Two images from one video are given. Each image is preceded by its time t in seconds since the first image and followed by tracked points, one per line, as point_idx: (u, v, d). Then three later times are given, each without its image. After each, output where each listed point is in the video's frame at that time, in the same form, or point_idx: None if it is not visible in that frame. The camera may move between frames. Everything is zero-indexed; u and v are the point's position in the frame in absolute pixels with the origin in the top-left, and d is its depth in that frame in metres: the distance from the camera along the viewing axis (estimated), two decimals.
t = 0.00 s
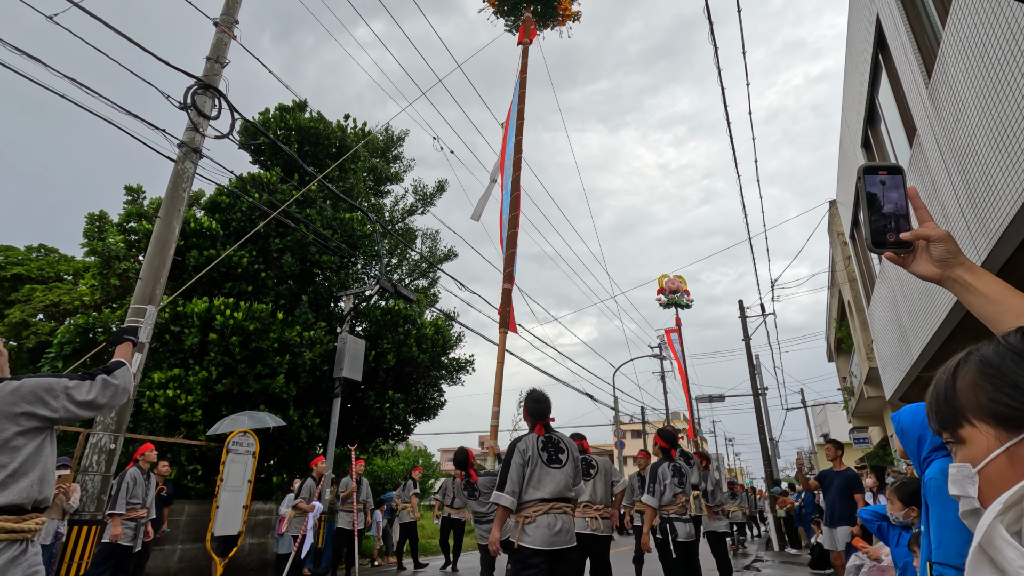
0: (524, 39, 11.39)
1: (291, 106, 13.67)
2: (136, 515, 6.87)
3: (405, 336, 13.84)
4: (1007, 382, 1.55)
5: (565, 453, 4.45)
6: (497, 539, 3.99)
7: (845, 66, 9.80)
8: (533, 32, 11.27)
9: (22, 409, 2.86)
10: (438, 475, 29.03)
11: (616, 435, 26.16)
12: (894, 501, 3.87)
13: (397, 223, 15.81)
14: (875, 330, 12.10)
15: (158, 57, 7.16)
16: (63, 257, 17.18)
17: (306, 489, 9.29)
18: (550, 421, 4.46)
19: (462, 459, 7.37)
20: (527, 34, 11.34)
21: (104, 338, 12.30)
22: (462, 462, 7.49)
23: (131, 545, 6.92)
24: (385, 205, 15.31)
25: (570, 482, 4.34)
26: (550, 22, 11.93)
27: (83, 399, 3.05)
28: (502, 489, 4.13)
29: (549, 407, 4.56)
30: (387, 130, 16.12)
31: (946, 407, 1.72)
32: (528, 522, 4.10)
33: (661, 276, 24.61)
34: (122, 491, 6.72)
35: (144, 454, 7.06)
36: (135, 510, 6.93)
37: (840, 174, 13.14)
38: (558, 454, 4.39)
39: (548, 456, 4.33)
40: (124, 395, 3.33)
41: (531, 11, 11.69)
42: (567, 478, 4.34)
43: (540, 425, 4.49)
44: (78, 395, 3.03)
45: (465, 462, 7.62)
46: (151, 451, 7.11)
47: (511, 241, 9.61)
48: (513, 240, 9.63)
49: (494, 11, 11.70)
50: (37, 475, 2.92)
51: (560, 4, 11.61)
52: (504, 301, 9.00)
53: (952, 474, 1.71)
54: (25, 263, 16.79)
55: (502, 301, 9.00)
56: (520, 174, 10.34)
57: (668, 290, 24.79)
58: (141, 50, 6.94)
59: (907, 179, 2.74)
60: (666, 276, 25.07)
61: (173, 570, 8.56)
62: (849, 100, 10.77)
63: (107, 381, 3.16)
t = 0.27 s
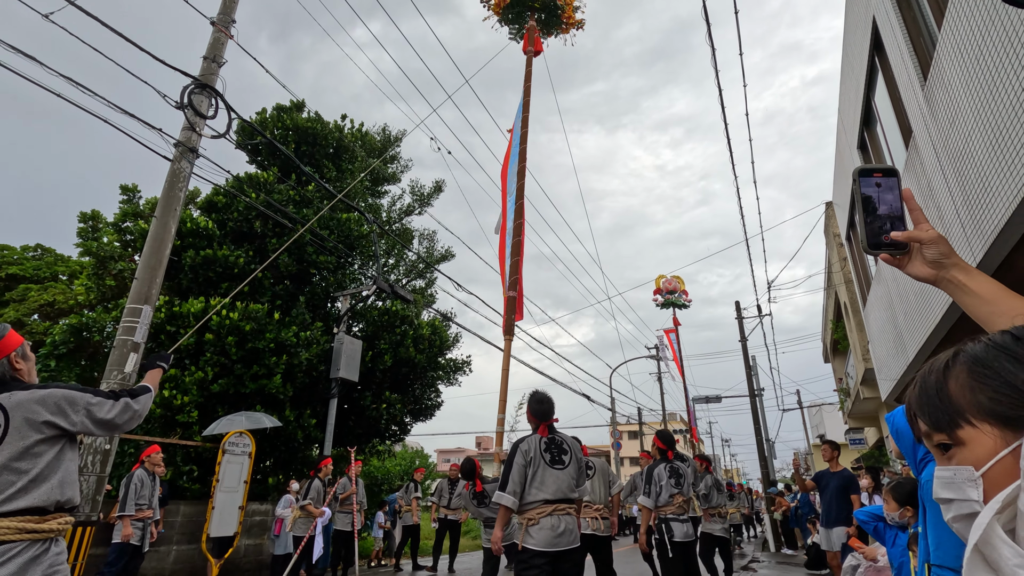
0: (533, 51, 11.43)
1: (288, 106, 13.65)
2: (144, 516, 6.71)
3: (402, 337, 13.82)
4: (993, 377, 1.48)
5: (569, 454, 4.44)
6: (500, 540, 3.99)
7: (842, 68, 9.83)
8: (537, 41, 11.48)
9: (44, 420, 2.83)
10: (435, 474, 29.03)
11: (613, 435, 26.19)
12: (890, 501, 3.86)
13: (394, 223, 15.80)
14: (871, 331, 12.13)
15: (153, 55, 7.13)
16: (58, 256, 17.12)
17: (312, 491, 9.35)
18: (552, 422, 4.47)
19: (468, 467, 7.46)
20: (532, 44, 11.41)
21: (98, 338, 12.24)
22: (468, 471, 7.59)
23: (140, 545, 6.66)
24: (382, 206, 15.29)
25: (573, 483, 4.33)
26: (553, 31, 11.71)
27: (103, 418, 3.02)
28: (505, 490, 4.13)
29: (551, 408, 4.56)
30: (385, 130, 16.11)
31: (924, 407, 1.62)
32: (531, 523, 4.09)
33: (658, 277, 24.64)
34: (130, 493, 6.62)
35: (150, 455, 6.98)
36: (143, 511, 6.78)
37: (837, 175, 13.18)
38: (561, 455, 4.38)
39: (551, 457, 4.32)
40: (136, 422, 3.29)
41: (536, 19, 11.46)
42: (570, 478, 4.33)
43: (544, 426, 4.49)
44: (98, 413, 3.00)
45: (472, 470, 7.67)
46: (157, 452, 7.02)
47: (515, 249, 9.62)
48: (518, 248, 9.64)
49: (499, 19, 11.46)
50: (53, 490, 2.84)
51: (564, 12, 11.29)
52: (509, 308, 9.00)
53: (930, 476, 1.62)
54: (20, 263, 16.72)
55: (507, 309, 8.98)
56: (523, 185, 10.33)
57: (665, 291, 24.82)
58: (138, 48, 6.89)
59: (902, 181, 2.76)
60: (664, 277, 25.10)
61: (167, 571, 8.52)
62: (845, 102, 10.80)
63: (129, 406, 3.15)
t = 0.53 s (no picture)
0: (537, 58, 11.40)
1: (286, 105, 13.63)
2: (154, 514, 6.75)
3: (400, 337, 13.80)
4: (961, 353, 1.37)
5: (577, 454, 4.44)
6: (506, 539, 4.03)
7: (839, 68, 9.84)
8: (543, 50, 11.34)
9: (85, 421, 2.82)
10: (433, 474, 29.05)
11: (611, 435, 26.23)
12: (886, 500, 3.91)
13: (392, 223, 15.78)
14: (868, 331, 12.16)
15: (153, 54, 6.98)
16: (55, 256, 17.07)
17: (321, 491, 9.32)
18: (559, 422, 4.49)
19: (486, 466, 7.49)
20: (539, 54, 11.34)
21: (94, 337, 12.20)
22: (486, 470, 7.58)
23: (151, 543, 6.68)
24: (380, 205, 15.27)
25: (581, 482, 4.33)
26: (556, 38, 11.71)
27: (140, 415, 3.00)
28: (513, 490, 4.17)
29: (558, 409, 4.60)
30: (383, 130, 16.10)
31: (901, 397, 1.47)
32: (537, 523, 4.11)
33: (656, 277, 24.67)
34: (142, 492, 6.66)
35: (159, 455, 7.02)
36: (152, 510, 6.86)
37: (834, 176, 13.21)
38: (569, 456, 4.39)
39: (558, 458, 4.33)
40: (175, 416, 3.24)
41: (540, 27, 11.39)
42: (578, 478, 4.33)
43: (551, 426, 4.52)
44: (132, 410, 2.96)
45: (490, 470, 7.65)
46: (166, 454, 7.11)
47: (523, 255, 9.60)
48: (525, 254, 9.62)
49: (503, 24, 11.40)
50: (88, 491, 2.80)
51: (567, 19, 11.27)
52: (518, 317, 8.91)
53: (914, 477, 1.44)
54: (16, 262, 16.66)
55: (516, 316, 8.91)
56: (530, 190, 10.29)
57: (663, 291, 24.85)
58: (138, 48, 6.76)
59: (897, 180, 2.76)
60: (662, 277, 25.14)
61: (164, 571, 8.49)
62: (842, 102, 10.82)
63: (161, 397, 3.11)
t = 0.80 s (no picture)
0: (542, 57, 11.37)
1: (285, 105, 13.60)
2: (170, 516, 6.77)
3: (398, 336, 13.79)
4: (942, 351, 1.37)
5: (580, 454, 4.43)
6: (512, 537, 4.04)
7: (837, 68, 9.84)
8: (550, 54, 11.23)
9: (131, 433, 3.06)
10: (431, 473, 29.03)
11: (609, 434, 26.24)
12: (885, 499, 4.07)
13: (391, 223, 15.77)
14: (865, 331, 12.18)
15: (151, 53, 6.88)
16: (52, 254, 17.03)
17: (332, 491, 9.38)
18: (563, 421, 4.49)
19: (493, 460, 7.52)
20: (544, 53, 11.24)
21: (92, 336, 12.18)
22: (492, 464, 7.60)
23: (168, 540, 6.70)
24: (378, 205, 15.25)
25: (584, 481, 4.33)
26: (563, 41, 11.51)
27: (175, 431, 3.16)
28: (516, 488, 4.17)
29: (561, 407, 4.60)
30: (382, 130, 16.08)
31: (886, 398, 1.46)
32: (540, 521, 4.12)
33: (654, 276, 24.68)
34: (162, 493, 6.69)
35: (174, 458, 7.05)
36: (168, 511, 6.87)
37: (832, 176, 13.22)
38: (571, 455, 4.37)
39: (561, 457, 4.32)
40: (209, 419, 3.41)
41: (546, 30, 11.25)
42: (581, 478, 4.32)
43: (555, 423, 4.53)
44: (171, 422, 3.14)
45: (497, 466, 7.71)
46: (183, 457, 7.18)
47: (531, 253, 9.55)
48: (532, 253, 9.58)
49: (509, 27, 11.26)
50: (129, 497, 3.03)
51: (573, 22, 11.15)
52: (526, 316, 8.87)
53: (900, 477, 1.43)
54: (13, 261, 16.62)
55: (524, 311, 8.84)
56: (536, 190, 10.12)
57: (661, 291, 24.85)
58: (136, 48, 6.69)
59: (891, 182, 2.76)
60: (660, 277, 25.14)
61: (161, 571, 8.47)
62: (840, 102, 10.83)
63: (197, 405, 3.28)
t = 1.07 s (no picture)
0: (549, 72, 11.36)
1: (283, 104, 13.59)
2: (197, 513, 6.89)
3: (397, 336, 13.78)
4: (933, 349, 1.36)
5: (576, 454, 4.39)
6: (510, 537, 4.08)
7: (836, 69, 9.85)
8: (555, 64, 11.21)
9: (175, 436, 3.27)
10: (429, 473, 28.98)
11: (608, 434, 26.24)
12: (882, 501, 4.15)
13: (389, 223, 15.75)
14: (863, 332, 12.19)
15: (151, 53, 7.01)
16: (49, 254, 16.99)
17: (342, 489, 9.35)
18: (559, 420, 4.49)
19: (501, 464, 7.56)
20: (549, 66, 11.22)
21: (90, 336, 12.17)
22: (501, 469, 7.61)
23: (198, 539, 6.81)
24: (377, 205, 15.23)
25: (581, 481, 4.30)
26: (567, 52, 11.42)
27: (216, 438, 3.36)
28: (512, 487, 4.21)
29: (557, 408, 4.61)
30: (381, 130, 16.07)
31: (876, 396, 1.45)
32: (535, 520, 4.14)
33: (653, 276, 24.67)
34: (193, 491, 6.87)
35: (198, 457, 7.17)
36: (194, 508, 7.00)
37: (830, 177, 13.23)
38: (567, 455, 4.35)
39: (556, 457, 4.32)
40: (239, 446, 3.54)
41: (551, 43, 11.13)
42: (577, 478, 4.29)
43: (551, 423, 4.53)
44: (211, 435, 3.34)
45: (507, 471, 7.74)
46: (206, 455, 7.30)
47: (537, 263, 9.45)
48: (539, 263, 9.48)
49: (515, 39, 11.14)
50: (178, 495, 3.22)
51: (578, 35, 11.12)
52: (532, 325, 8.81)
53: (892, 476, 1.42)
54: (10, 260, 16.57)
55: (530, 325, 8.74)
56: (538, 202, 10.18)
57: (660, 290, 24.85)
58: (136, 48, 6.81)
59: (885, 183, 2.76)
60: (658, 276, 25.12)
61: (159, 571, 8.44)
62: (839, 103, 10.83)
63: (235, 428, 3.46)
